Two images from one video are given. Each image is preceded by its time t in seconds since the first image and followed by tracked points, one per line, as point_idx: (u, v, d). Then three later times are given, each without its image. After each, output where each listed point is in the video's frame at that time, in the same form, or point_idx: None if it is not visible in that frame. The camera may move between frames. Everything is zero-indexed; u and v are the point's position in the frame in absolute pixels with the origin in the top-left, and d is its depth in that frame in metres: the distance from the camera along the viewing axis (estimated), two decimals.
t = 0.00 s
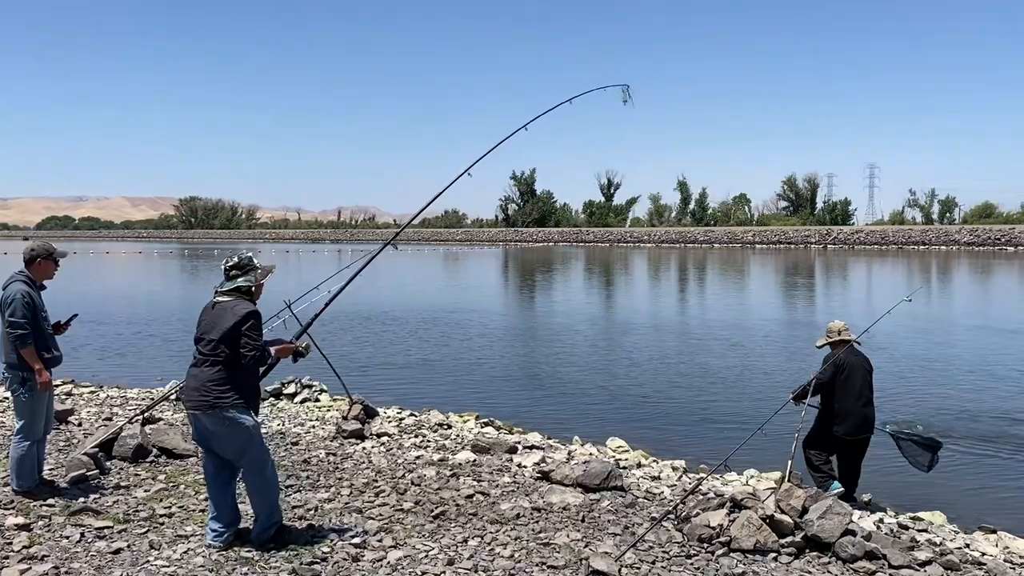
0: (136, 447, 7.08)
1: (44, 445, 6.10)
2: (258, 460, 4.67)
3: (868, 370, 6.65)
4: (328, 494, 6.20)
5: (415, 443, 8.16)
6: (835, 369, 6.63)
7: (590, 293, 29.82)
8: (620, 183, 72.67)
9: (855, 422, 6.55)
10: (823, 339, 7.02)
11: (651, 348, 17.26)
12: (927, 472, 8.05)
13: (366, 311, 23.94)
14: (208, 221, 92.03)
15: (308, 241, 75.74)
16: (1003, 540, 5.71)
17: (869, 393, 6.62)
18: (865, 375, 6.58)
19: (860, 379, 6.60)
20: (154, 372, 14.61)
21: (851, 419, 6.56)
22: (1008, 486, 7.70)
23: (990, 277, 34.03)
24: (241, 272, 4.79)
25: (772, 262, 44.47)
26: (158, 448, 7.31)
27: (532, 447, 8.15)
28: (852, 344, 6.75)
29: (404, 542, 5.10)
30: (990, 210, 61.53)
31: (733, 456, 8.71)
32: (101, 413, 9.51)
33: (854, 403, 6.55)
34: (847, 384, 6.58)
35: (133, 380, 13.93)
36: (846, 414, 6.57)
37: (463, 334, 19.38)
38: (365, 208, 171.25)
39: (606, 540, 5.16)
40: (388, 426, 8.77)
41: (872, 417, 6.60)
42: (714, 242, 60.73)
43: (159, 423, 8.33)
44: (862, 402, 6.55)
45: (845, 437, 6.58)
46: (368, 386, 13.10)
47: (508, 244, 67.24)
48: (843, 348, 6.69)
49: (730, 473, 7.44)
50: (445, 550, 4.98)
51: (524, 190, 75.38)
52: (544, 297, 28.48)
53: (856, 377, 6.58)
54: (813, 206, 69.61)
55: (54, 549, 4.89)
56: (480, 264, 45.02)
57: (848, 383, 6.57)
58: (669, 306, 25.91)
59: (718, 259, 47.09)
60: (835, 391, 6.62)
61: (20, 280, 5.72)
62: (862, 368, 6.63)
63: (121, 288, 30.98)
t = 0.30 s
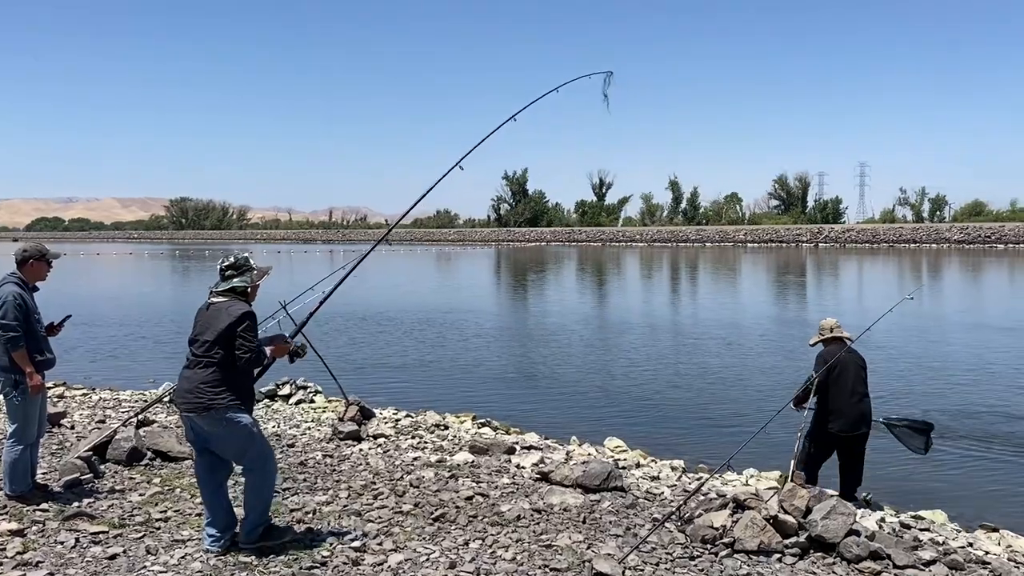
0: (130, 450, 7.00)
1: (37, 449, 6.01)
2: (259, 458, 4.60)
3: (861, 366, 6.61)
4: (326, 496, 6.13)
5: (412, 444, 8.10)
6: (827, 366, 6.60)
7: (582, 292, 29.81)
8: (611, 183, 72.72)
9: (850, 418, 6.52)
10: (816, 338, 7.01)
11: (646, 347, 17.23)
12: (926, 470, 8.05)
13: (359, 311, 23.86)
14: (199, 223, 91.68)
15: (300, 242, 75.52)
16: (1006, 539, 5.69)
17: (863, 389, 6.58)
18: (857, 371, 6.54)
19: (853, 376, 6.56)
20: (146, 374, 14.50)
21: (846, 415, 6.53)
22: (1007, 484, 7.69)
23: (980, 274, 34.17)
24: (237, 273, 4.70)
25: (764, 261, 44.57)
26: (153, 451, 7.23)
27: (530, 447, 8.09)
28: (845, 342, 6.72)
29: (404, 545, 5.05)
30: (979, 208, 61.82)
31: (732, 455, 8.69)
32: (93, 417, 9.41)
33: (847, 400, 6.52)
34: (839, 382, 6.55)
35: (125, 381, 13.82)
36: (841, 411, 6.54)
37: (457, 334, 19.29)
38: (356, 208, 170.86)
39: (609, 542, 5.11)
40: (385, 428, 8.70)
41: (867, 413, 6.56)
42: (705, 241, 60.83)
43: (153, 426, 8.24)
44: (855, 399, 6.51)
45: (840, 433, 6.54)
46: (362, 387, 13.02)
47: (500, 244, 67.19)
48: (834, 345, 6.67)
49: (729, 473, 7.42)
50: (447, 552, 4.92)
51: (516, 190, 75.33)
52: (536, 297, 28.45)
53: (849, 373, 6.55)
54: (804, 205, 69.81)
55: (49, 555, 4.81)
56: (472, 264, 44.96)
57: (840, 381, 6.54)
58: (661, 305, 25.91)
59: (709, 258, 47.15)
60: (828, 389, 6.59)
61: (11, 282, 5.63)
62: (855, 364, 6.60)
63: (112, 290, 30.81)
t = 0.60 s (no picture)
0: (122, 456, 6.90)
1: (26, 456, 5.92)
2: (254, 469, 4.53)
3: (847, 364, 6.58)
4: (322, 503, 6.07)
5: (407, 448, 8.05)
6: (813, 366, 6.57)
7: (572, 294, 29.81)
8: (600, 185, 72.78)
9: (838, 417, 6.49)
10: (802, 338, 6.96)
11: (638, 348, 17.19)
12: (920, 471, 8.07)
13: (349, 314, 23.78)
14: (187, 225, 91.23)
15: (288, 244, 75.20)
16: (1005, 541, 5.70)
17: (850, 388, 6.55)
18: (844, 370, 6.51)
19: (839, 374, 6.53)
20: (136, 378, 14.39)
21: (833, 415, 6.50)
22: (1001, 484, 7.72)
23: (967, 274, 34.38)
24: (240, 276, 4.65)
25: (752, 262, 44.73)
26: (144, 457, 7.15)
27: (525, 451, 8.05)
28: (831, 342, 6.70)
29: (402, 552, 4.99)
30: (965, 208, 62.24)
31: (727, 456, 8.68)
32: (83, 422, 9.31)
33: (834, 399, 6.49)
34: (826, 380, 6.52)
35: (114, 385, 13.71)
36: (828, 411, 6.51)
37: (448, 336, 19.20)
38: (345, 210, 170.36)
39: (609, 547, 5.08)
40: (379, 431, 8.64)
41: (854, 412, 6.52)
42: (694, 242, 60.99)
43: (144, 432, 8.16)
44: (843, 398, 6.49)
45: (828, 433, 6.51)
46: (354, 389, 12.95)
47: (489, 245, 67.15)
48: (821, 345, 6.63)
49: (725, 475, 7.41)
50: (446, 559, 4.88)
51: (505, 191, 75.32)
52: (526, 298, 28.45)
53: (835, 372, 6.51)
54: (791, 206, 70.09)
55: (41, 565, 4.73)
56: (461, 266, 44.92)
57: (827, 380, 6.51)
58: (651, 306, 25.97)
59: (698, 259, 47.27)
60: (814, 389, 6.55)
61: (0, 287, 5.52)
62: (842, 364, 6.56)
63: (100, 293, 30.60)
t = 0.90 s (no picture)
0: (110, 461, 6.80)
1: (12, 461, 5.82)
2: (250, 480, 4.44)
3: (840, 364, 6.57)
4: (315, 507, 5.99)
5: (399, 451, 7.98)
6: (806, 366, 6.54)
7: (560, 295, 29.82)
8: (588, 186, 72.86)
9: (832, 418, 6.47)
10: (796, 338, 6.93)
11: (628, 349, 17.18)
12: (913, 471, 8.09)
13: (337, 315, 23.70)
14: (172, 226, 90.65)
15: (274, 245, 74.83)
16: (1001, 542, 5.70)
17: (843, 388, 6.53)
18: (837, 370, 6.49)
19: (833, 374, 6.50)
20: (123, 381, 14.25)
21: (827, 415, 6.48)
22: (993, 485, 7.74)
23: (953, 275, 34.59)
24: (241, 277, 4.56)
25: (739, 262, 44.86)
26: (133, 461, 7.04)
27: (518, 453, 8.00)
28: (825, 341, 6.68)
29: (398, 557, 4.93)
30: (951, 209, 62.69)
31: (720, 457, 8.67)
32: (70, 425, 9.19)
33: (827, 400, 6.48)
34: (820, 381, 6.49)
35: (101, 389, 13.57)
36: (822, 411, 6.49)
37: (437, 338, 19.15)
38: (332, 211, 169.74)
39: (606, 550, 5.04)
40: (370, 434, 8.58)
41: (848, 412, 6.51)
42: (682, 243, 61.11)
43: (132, 436, 8.06)
44: (837, 398, 6.47)
45: (821, 433, 6.50)
46: (344, 392, 12.88)
47: (477, 246, 67.05)
48: (814, 345, 6.60)
49: (719, 477, 7.39)
50: (442, 564, 4.83)
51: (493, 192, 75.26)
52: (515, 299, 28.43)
53: (829, 373, 6.49)
54: (777, 206, 70.40)
55: (28, 572, 4.63)
56: (449, 267, 44.85)
57: (821, 381, 6.48)
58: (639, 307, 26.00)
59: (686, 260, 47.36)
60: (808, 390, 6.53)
61: None
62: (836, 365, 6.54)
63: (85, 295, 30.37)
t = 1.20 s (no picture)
0: (95, 464, 6.71)
1: None
2: (241, 480, 4.33)
3: (834, 366, 6.60)
4: (303, 510, 5.94)
5: (387, 453, 7.93)
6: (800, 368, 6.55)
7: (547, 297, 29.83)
8: (574, 188, 72.92)
9: (825, 420, 6.48)
10: (790, 339, 6.94)
11: (616, 352, 17.15)
12: (901, 472, 8.13)
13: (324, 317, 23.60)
14: (157, 228, 89.94)
15: (260, 247, 74.41)
16: (991, 543, 5.73)
17: (837, 390, 6.55)
18: (831, 372, 6.52)
19: (827, 376, 6.53)
20: (106, 383, 14.11)
21: (821, 417, 6.49)
22: (980, 486, 7.80)
23: (937, 277, 34.84)
24: (234, 285, 4.53)
25: (725, 264, 45.02)
26: (118, 464, 6.96)
27: (508, 455, 7.97)
28: (819, 342, 6.70)
29: (389, 561, 4.89)
30: (934, 212, 63.18)
31: (709, 460, 8.67)
32: (53, 428, 9.08)
33: (819, 401, 6.49)
34: (814, 383, 6.51)
35: (84, 391, 13.43)
36: (815, 412, 6.50)
37: (425, 340, 19.09)
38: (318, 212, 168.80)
39: (598, 553, 5.01)
40: (359, 437, 8.52)
41: (842, 415, 6.52)
42: (668, 245, 61.25)
43: (117, 438, 7.96)
44: (831, 400, 6.49)
45: (815, 435, 6.51)
46: (331, 394, 12.80)
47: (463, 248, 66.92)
48: (808, 346, 6.62)
49: (708, 479, 7.39)
50: (433, 567, 4.79)
51: (480, 194, 75.19)
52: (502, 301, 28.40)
53: (823, 374, 6.51)
54: (763, 209, 70.68)
55: None
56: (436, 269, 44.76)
57: (815, 382, 6.51)
58: (626, 309, 26.07)
59: (672, 262, 47.46)
60: (802, 391, 6.54)
61: None
62: (829, 367, 6.56)
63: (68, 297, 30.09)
